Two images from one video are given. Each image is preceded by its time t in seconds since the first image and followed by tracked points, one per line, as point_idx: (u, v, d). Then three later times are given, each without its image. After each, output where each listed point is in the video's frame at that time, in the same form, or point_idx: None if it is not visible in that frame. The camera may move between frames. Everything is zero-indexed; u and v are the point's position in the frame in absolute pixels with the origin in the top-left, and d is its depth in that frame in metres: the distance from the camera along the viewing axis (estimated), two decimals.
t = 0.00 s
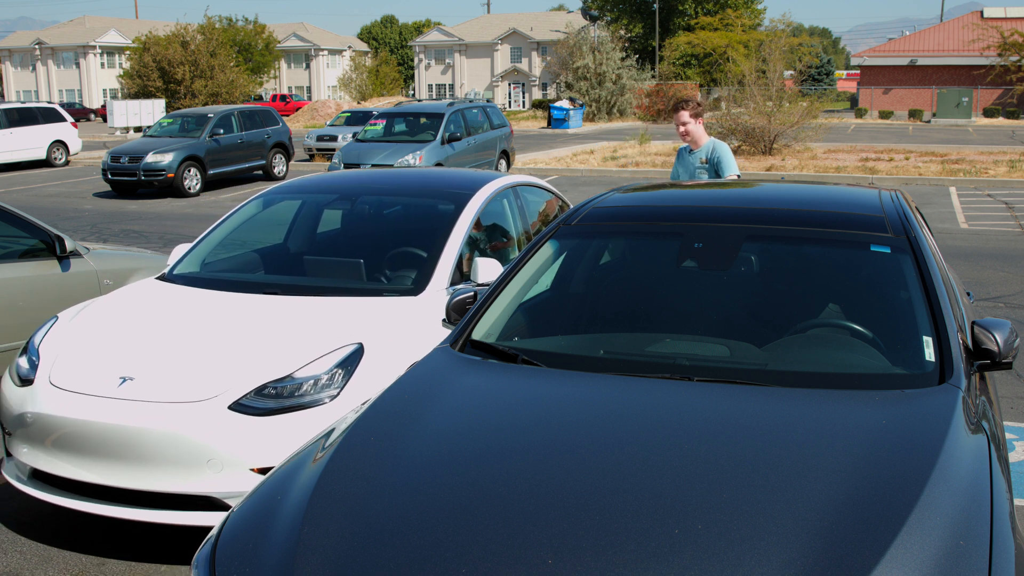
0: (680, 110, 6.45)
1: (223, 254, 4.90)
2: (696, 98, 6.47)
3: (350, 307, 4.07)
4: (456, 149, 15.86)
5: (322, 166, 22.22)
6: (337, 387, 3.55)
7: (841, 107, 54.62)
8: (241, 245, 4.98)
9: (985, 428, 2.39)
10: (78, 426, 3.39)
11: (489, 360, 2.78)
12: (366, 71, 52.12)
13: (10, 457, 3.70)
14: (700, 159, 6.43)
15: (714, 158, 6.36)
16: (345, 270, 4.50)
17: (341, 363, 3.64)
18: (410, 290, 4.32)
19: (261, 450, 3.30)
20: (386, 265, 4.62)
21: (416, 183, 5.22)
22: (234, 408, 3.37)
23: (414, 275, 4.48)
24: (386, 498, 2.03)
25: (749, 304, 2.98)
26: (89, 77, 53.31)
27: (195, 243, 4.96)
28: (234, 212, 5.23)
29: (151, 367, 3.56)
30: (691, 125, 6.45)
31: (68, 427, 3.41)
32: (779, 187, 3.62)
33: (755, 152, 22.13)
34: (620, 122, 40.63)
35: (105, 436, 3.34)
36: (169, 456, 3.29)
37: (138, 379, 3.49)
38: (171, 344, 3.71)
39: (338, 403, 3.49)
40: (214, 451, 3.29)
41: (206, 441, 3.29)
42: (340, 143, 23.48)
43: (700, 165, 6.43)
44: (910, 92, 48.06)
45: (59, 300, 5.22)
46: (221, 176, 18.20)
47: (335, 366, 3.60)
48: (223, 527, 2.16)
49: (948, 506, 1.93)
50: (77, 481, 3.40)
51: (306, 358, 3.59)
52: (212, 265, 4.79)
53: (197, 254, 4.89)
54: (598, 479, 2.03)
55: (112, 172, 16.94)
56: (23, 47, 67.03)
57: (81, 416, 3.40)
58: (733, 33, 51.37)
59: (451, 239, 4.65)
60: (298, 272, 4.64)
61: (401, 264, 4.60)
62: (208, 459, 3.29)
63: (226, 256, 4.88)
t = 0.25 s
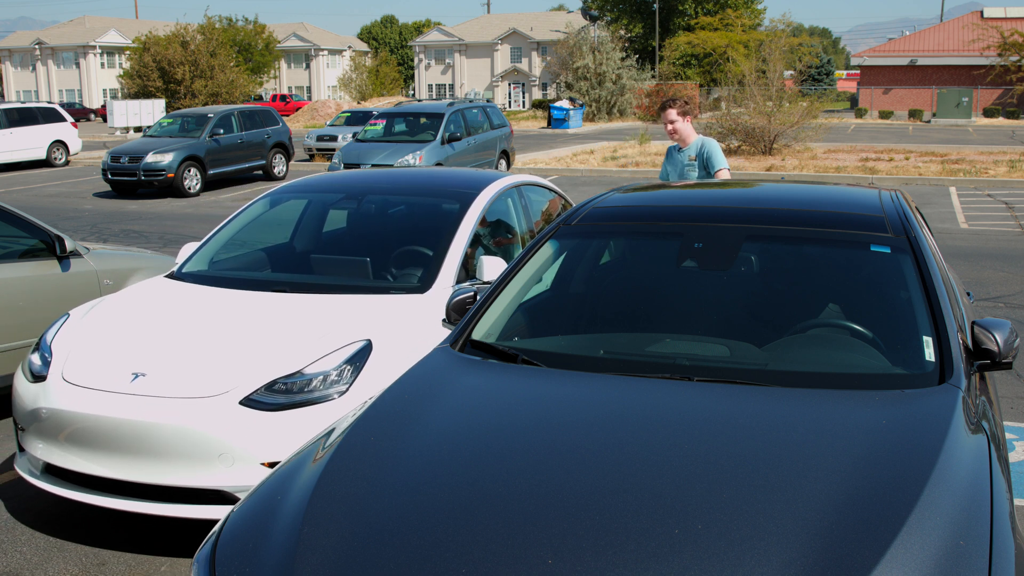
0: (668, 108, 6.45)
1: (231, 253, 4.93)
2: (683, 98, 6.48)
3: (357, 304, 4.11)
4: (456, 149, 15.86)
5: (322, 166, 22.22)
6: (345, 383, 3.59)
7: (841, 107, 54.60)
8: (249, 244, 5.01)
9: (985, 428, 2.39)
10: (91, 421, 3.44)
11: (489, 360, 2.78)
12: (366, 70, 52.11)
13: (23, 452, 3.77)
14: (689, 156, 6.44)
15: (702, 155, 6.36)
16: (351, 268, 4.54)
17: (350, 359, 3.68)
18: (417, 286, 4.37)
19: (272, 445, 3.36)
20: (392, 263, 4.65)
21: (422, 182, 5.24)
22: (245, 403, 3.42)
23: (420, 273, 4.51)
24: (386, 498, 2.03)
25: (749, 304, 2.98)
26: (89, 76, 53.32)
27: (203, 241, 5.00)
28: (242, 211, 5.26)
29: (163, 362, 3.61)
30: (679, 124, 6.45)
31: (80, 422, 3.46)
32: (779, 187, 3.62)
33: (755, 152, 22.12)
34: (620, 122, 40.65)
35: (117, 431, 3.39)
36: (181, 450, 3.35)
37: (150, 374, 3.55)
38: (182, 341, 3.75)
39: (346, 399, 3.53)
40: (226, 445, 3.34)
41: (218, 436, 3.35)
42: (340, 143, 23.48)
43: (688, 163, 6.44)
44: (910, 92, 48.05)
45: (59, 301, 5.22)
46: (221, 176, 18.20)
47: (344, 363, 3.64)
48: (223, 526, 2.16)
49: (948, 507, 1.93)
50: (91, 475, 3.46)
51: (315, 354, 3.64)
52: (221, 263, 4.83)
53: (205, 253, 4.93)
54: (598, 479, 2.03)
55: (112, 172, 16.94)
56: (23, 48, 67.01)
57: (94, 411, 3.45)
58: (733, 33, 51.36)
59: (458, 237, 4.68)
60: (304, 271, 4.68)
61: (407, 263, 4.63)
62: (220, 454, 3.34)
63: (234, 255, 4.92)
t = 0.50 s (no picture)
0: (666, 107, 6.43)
1: (239, 251, 4.95)
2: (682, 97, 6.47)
3: (363, 303, 4.13)
4: (456, 149, 15.86)
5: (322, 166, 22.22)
6: (355, 379, 3.62)
7: (841, 107, 54.62)
8: (257, 243, 5.04)
9: (985, 428, 2.39)
10: (104, 416, 3.48)
11: (489, 360, 2.78)
12: (366, 71, 52.13)
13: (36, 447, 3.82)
14: (685, 156, 6.44)
15: (700, 155, 6.37)
16: (358, 267, 4.57)
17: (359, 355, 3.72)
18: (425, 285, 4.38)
19: (282, 439, 3.38)
20: (399, 262, 4.68)
21: (428, 181, 5.25)
22: (256, 398, 3.46)
23: (426, 272, 4.54)
24: (386, 498, 2.03)
25: (749, 304, 2.98)
26: (90, 76, 53.38)
27: (212, 239, 5.03)
28: (250, 210, 5.28)
29: (175, 359, 3.64)
30: (676, 123, 6.43)
31: (94, 417, 3.50)
32: (779, 187, 3.62)
33: (755, 152, 22.13)
34: (620, 123, 40.65)
35: (130, 426, 3.43)
36: (193, 444, 3.38)
37: (162, 370, 3.58)
38: (193, 337, 3.78)
39: (356, 394, 3.56)
40: (238, 439, 3.38)
41: (229, 430, 3.38)
42: (340, 143, 23.48)
43: (685, 163, 6.44)
44: (910, 92, 48.06)
45: (59, 301, 5.22)
46: (221, 176, 18.20)
47: (353, 359, 3.67)
48: (223, 526, 2.16)
49: (948, 506, 1.93)
50: (104, 469, 3.50)
51: (325, 351, 3.67)
52: (229, 261, 4.86)
53: (213, 251, 4.96)
54: (598, 479, 2.03)
55: (112, 172, 16.94)
56: (23, 48, 67.05)
57: (107, 406, 3.49)
58: (733, 33, 51.38)
59: (464, 236, 4.70)
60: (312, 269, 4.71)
61: (413, 261, 4.66)
62: (232, 448, 3.37)
63: (242, 253, 4.95)
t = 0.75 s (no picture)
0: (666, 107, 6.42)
1: (247, 250, 4.99)
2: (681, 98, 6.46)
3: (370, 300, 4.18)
4: (456, 149, 15.86)
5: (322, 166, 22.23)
6: (365, 374, 3.66)
7: (841, 107, 54.60)
8: (266, 241, 5.08)
9: (985, 428, 2.39)
10: (118, 412, 3.53)
11: (489, 360, 2.78)
12: (366, 71, 52.12)
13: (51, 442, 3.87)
14: (684, 156, 6.43)
15: (699, 155, 6.37)
16: (365, 265, 4.61)
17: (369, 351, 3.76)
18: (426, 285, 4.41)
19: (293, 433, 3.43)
20: (405, 260, 4.72)
21: (435, 181, 5.28)
22: (268, 393, 3.51)
23: (432, 270, 4.58)
24: (386, 498, 2.03)
25: (749, 304, 2.98)
26: (89, 76, 53.39)
27: (220, 238, 5.07)
28: (258, 208, 5.32)
29: (188, 354, 3.69)
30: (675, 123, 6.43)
31: (109, 412, 3.56)
32: (779, 187, 3.62)
33: (754, 152, 22.13)
34: (620, 123, 40.66)
35: (144, 421, 3.48)
36: (207, 438, 3.44)
37: (176, 366, 3.63)
38: (205, 333, 3.83)
39: (366, 389, 3.60)
40: (250, 434, 3.43)
41: (242, 425, 3.43)
42: (340, 143, 23.48)
43: (685, 163, 6.43)
44: (910, 92, 48.06)
45: (59, 301, 5.21)
46: (221, 176, 18.19)
47: (363, 355, 3.71)
48: (223, 526, 2.16)
49: (948, 506, 1.93)
50: (119, 463, 3.55)
51: (336, 347, 3.72)
52: (238, 259, 4.90)
53: (222, 250, 5.00)
54: (598, 479, 2.03)
55: (112, 172, 16.94)
56: (23, 48, 67.04)
57: (121, 402, 3.54)
58: (733, 33, 51.39)
59: (470, 235, 4.75)
60: (319, 266, 4.76)
61: (419, 260, 4.70)
62: (245, 442, 3.43)
63: (249, 252, 4.98)
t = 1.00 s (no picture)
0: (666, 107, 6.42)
1: (256, 249, 5.10)
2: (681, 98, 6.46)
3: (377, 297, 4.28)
4: (456, 149, 15.86)
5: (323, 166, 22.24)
6: (374, 370, 3.75)
7: (841, 107, 54.55)
8: (274, 239, 5.18)
9: (985, 428, 2.39)
10: (134, 406, 3.62)
11: (489, 360, 2.78)
12: (366, 71, 52.10)
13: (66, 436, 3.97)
14: (685, 156, 6.43)
15: (700, 155, 6.37)
16: (373, 263, 4.73)
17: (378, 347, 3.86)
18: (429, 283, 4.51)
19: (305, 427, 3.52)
20: (412, 259, 4.85)
21: (440, 181, 5.42)
22: (280, 388, 3.60)
23: (439, 268, 4.71)
24: (386, 498, 2.03)
25: (749, 304, 2.98)
26: (90, 76, 53.43)
27: (229, 236, 5.17)
28: (266, 207, 5.43)
29: (201, 350, 3.79)
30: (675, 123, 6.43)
31: (124, 406, 3.65)
32: (779, 187, 3.62)
33: (755, 152, 22.13)
34: (620, 123, 40.65)
35: (159, 415, 3.58)
36: (221, 432, 3.53)
37: (189, 362, 3.73)
38: (221, 327, 3.96)
39: (375, 384, 3.69)
40: (263, 427, 3.52)
41: (254, 418, 3.53)
42: (340, 143, 23.48)
43: (686, 163, 6.43)
44: (910, 92, 48.05)
45: (59, 301, 5.21)
46: (221, 176, 18.20)
47: (373, 351, 3.81)
48: (223, 526, 2.16)
49: (947, 506, 1.93)
50: (133, 457, 3.64)
51: (346, 343, 3.81)
52: (247, 258, 5.00)
53: (231, 248, 5.10)
54: (598, 479, 2.03)
55: (112, 172, 16.95)
56: (23, 48, 67.05)
57: (136, 396, 3.63)
58: (733, 33, 51.36)
59: (476, 234, 4.88)
60: (328, 264, 4.87)
61: (426, 258, 4.83)
62: (257, 436, 3.52)
63: (258, 250, 5.08)
